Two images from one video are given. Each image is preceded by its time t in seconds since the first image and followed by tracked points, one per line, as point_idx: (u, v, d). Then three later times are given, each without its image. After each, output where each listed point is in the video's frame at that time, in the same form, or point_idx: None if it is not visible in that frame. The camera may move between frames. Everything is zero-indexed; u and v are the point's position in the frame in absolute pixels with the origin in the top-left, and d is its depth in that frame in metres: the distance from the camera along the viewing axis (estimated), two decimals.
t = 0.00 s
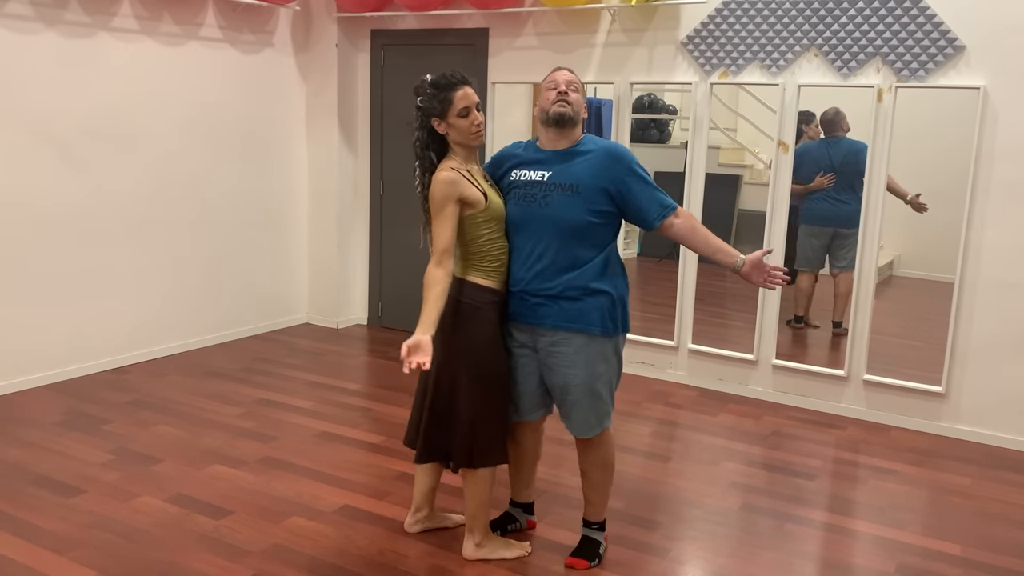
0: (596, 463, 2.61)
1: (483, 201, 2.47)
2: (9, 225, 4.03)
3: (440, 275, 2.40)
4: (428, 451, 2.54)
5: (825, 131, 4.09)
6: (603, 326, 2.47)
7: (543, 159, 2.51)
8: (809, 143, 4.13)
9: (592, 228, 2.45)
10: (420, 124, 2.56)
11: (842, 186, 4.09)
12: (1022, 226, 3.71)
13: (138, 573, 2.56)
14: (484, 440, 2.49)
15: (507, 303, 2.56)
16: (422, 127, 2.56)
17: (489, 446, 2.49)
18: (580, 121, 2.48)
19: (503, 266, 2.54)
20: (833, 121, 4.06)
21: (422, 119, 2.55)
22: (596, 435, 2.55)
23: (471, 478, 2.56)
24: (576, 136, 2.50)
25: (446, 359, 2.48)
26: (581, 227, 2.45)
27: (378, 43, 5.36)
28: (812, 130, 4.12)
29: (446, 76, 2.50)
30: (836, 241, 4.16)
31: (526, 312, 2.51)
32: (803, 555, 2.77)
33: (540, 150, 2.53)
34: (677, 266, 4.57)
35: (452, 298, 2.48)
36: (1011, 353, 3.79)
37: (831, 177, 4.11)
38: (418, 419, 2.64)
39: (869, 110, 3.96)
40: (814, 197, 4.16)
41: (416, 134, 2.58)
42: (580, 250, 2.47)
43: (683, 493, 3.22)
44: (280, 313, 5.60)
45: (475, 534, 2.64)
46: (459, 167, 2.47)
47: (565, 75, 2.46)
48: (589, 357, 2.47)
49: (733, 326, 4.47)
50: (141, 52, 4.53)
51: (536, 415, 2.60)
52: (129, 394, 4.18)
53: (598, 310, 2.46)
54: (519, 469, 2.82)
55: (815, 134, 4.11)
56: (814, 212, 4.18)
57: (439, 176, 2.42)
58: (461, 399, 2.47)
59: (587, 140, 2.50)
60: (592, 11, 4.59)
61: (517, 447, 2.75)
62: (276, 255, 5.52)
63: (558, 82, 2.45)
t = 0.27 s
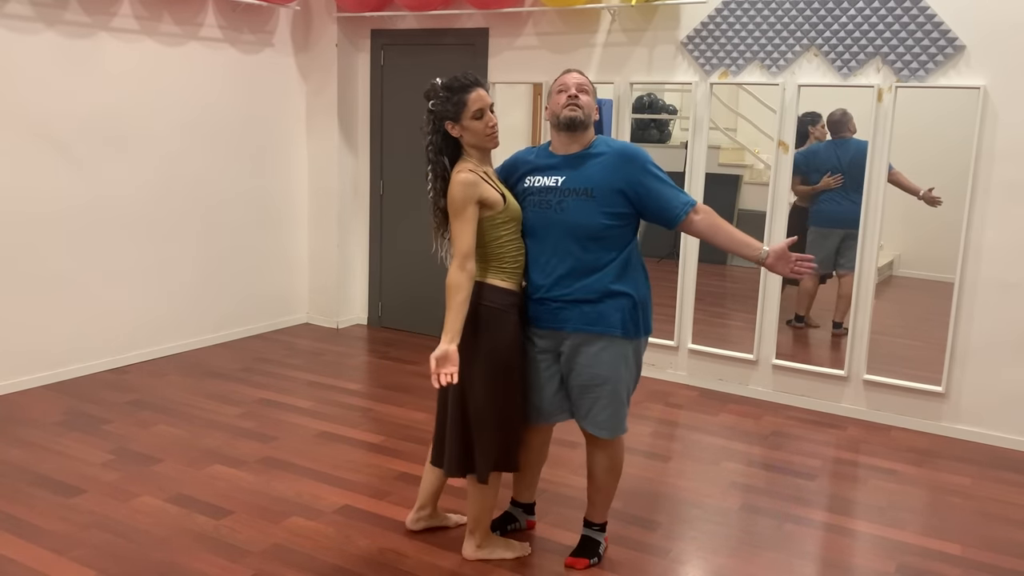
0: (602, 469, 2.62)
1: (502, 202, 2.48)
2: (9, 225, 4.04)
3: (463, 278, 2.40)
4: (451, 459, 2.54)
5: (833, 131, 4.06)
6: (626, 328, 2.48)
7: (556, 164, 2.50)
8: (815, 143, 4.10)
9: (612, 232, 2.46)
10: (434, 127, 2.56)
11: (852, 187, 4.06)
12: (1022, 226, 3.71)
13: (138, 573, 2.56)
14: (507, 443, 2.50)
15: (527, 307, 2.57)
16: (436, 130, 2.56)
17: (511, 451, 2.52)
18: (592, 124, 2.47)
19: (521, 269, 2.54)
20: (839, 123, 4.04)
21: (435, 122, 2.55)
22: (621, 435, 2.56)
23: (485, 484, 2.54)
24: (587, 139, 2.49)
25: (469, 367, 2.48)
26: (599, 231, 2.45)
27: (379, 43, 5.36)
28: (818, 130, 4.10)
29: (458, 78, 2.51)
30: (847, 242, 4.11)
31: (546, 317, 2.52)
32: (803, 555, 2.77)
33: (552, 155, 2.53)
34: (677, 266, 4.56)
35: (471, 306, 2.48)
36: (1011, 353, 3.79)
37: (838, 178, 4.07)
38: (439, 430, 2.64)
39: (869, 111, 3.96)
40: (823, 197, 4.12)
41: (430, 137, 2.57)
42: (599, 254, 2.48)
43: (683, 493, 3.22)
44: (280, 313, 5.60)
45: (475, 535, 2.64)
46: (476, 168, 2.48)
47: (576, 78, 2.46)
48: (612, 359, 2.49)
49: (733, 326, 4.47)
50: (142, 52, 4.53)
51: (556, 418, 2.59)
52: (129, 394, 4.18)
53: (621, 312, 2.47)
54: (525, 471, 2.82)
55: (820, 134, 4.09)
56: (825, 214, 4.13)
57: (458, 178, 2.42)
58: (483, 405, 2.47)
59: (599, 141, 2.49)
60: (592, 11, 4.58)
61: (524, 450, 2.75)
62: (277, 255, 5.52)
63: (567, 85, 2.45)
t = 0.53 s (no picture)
0: (610, 469, 2.61)
1: (516, 202, 2.48)
2: (9, 225, 4.04)
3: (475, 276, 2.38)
4: (464, 461, 2.55)
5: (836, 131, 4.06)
6: (643, 330, 2.48)
7: (565, 169, 2.51)
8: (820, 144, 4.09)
9: (624, 233, 2.46)
10: (447, 128, 2.55)
11: (856, 187, 4.05)
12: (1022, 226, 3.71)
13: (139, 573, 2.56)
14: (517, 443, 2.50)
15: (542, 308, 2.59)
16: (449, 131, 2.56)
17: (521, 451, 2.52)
18: (598, 127, 2.46)
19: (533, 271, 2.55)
20: (843, 123, 4.04)
21: (449, 124, 2.55)
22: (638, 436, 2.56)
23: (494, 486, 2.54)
24: (595, 141, 2.49)
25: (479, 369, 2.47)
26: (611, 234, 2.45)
27: (378, 43, 5.36)
28: (823, 130, 4.09)
29: (471, 80, 2.51)
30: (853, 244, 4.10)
31: (561, 318, 2.54)
32: (803, 555, 2.77)
33: (562, 159, 2.53)
34: (677, 266, 4.57)
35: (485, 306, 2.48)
36: (1011, 353, 3.79)
37: (845, 178, 4.07)
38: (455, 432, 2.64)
39: (869, 111, 3.96)
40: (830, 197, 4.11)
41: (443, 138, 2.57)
42: (612, 256, 2.48)
43: (684, 493, 3.22)
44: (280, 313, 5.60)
45: (476, 535, 2.65)
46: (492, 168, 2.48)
47: (581, 81, 2.45)
48: (628, 361, 2.49)
49: (733, 326, 4.47)
50: (142, 52, 4.53)
51: (569, 418, 2.60)
52: (129, 394, 4.18)
53: (636, 313, 2.47)
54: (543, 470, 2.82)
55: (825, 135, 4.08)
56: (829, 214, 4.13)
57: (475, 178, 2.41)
58: (497, 408, 2.47)
59: (608, 142, 2.49)
60: (592, 11, 4.58)
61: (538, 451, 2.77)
62: (277, 255, 5.52)
63: (571, 90, 2.44)
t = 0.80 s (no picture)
0: (609, 468, 2.61)
1: (525, 202, 2.49)
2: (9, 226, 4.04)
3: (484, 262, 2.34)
4: (468, 456, 2.55)
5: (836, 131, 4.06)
6: (643, 329, 2.48)
7: (571, 169, 2.52)
8: (821, 143, 4.09)
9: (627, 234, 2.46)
10: (457, 127, 2.56)
11: (856, 188, 4.04)
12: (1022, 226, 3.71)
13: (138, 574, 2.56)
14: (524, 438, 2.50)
15: (544, 307, 2.60)
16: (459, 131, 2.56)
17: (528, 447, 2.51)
18: (602, 129, 2.47)
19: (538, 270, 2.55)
20: (844, 123, 4.03)
21: (459, 124, 2.55)
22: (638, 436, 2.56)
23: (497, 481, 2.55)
24: (600, 142, 2.50)
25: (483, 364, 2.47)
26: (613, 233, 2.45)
27: (378, 43, 5.36)
28: (824, 130, 4.08)
29: (481, 79, 2.52)
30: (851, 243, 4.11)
31: (562, 317, 2.54)
32: (803, 555, 2.77)
33: (569, 160, 2.54)
34: (677, 266, 4.56)
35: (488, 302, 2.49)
36: (1011, 353, 3.79)
37: (846, 179, 4.06)
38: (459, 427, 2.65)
39: (869, 110, 3.96)
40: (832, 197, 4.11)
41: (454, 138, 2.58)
42: (614, 256, 2.48)
43: (684, 493, 3.22)
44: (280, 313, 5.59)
45: (476, 534, 2.66)
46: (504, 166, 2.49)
47: (583, 82, 2.42)
48: (628, 360, 2.49)
49: (733, 326, 4.47)
50: (142, 53, 4.53)
51: (571, 418, 2.61)
52: (129, 394, 4.18)
53: (636, 313, 2.47)
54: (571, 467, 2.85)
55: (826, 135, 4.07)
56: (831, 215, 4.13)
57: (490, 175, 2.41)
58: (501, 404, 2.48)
59: (614, 143, 2.49)
60: (592, 11, 4.58)
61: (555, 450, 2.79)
62: (277, 255, 5.51)
63: (572, 92, 2.42)
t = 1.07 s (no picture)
0: (606, 466, 2.61)
1: (530, 202, 2.49)
2: (9, 226, 4.04)
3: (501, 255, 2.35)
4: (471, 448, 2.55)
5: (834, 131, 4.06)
6: (632, 325, 2.46)
7: (569, 168, 2.53)
8: (817, 143, 4.09)
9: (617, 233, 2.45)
10: (464, 127, 2.57)
11: (855, 187, 4.04)
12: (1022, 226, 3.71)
13: (139, 574, 2.56)
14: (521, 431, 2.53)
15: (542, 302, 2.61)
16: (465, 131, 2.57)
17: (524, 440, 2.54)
18: (603, 128, 2.47)
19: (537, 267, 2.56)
20: (842, 121, 4.03)
21: (466, 123, 2.56)
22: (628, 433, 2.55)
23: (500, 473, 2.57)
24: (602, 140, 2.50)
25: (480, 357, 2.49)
26: (603, 231, 2.45)
27: (378, 43, 5.37)
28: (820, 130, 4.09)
29: (488, 80, 2.51)
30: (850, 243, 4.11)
31: (556, 313, 2.56)
32: (803, 555, 2.77)
33: (569, 159, 2.55)
34: (677, 266, 4.56)
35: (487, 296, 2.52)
36: (1011, 353, 3.79)
37: (845, 178, 4.06)
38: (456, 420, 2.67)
39: (869, 110, 3.96)
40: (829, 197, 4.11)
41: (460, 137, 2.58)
42: (604, 253, 2.47)
43: (684, 493, 3.22)
44: (280, 313, 5.60)
45: (475, 533, 2.65)
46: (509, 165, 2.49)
47: (582, 84, 2.41)
48: (618, 356, 2.48)
49: (732, 326, 4.47)
50: (142, 53, 4.53)
51: (570, 415, 2.63)
52: (129, 394, 4.18)
53: (627, 310, 2.46)
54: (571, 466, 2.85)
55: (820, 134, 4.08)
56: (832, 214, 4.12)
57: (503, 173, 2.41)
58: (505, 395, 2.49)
59: (614, 141, 2.49)
60: (592, 11, 4.58)
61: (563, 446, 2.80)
62: (277, 255, 5.52)
63: (572, 95, 2.42)
